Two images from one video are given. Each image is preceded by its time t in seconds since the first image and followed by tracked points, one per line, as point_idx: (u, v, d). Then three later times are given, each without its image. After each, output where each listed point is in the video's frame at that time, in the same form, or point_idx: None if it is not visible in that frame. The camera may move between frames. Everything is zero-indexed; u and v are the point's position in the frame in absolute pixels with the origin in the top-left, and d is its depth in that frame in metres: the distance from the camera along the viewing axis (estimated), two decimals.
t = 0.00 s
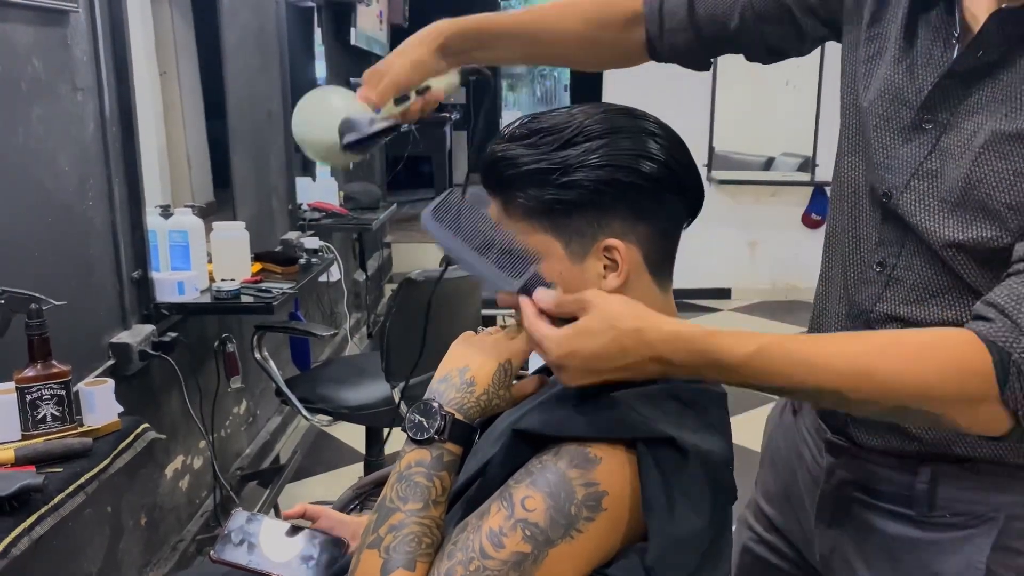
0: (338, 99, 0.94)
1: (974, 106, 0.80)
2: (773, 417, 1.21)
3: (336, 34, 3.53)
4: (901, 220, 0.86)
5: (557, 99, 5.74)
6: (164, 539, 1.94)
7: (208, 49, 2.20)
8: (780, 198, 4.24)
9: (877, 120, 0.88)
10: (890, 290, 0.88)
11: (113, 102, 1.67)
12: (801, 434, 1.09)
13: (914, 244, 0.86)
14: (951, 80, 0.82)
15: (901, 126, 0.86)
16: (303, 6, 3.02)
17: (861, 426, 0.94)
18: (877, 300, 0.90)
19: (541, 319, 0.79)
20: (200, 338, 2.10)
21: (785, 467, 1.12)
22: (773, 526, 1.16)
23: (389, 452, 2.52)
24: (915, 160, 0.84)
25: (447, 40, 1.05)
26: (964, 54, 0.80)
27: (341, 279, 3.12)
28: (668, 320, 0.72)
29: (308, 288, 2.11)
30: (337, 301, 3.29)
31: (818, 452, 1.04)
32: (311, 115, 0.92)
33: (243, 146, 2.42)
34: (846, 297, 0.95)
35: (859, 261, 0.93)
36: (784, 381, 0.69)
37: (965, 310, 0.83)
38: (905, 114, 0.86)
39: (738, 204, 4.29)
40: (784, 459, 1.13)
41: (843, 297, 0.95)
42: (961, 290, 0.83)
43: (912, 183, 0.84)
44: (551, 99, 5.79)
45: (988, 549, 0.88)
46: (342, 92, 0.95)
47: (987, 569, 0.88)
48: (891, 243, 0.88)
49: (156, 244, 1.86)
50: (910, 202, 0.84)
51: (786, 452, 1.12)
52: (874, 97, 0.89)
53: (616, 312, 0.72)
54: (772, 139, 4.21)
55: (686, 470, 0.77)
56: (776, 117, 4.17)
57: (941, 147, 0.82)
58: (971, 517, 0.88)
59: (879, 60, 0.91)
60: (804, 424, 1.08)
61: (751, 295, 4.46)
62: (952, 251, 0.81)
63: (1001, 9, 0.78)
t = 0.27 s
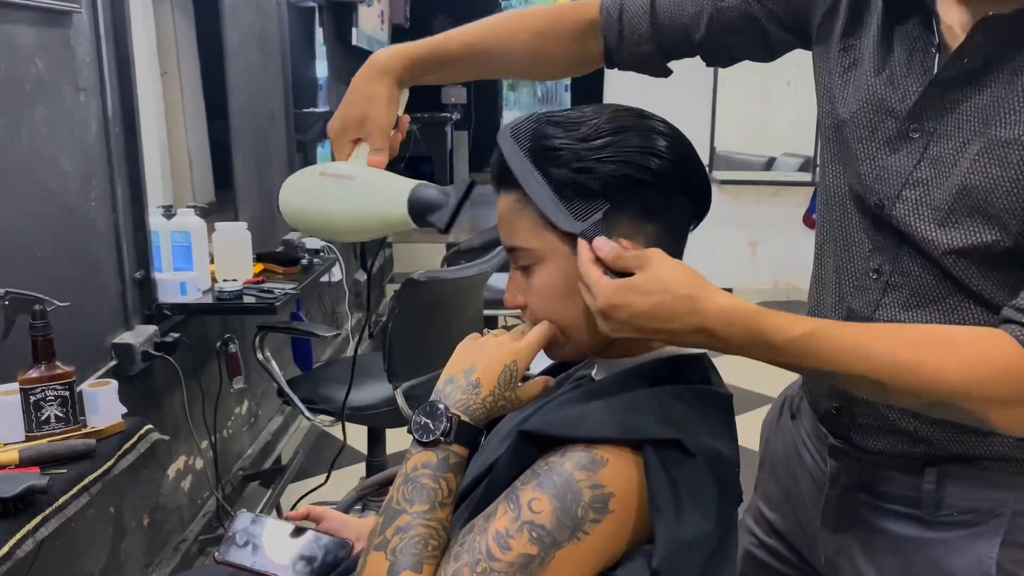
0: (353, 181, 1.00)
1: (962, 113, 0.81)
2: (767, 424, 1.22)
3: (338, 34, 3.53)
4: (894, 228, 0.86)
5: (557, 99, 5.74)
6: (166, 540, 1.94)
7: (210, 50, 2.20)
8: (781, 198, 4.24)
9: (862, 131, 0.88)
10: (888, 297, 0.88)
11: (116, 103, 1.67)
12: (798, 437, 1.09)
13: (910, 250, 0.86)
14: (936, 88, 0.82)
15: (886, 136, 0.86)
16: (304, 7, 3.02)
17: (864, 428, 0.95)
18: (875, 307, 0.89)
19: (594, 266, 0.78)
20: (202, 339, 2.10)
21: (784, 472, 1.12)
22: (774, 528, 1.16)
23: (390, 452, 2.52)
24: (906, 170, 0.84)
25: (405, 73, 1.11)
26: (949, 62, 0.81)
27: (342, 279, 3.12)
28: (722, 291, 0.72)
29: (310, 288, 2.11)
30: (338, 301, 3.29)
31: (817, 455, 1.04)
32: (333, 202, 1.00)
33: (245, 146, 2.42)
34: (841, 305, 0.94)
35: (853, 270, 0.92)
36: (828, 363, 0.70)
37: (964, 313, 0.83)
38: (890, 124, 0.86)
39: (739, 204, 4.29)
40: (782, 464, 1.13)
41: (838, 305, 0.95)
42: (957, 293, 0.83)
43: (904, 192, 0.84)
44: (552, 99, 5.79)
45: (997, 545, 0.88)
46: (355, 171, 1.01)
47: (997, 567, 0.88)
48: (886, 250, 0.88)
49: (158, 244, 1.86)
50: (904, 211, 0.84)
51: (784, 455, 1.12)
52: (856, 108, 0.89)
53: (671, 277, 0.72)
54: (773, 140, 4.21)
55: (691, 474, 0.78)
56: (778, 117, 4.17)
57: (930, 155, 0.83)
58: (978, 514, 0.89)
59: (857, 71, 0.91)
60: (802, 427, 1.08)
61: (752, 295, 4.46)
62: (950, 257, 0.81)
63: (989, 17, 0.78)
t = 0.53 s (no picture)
0: (392, 154, 0.79)
1: (968, 113, 0.81)
2: (757, 416, 1.21)
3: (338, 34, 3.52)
4: (896, 226, 0.86)
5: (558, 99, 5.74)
6: (166, 539, 1.94)
7: (210, 49, 2.20)
8: (782, 198, 4.24)
9: (863, 129, 0.88)
10: (888, 295, 0.88)
11: (116, 103, 1.67)
12: (791, 436, 1.09)
13: (912, 248, 0.86)
14: (943, 87, 0.82)
15: (890, 134, 0.86)
16: (304, 7, 3.02)
17: (861, 426, 0.94)
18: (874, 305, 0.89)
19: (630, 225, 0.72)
20: (202, 339, 2.10)
21: (775, 471, 1.12)
22: (766, 528, 1.15)
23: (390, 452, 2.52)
24: (911, 168, 0.84)
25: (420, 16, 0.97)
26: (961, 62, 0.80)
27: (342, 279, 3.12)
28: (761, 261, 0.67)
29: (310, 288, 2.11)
30: (339, 301, 3.29)
31: (813, 453, 1.04)
32: (349, 161, 0.79)
33: (245, 145, 2.42)
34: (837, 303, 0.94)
35: (850, 267, 0.92)
36: (861, 347, 0.68)
37: (965, 312, 0.83)
38: (894, 122, 0.86)
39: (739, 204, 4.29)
40: (773, 462, 1.13)
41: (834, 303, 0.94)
42: (958, 293, 0.83)
43: (908, 191, 0.84)
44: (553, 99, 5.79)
45: (994, 540, 0.88)
46: (395, 138, 0.80)
47: (993, 562, 0.88)
48: (886, 247, 0.88)
49: (158, 244, 1.86)
50: (908, 209, 0.84)
51: (776, 452, 1.12)
52: (857, 105, 0.89)
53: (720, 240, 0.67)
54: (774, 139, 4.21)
55: (690, 470, 0.77)
56: (778, 117, 4.17)
57: (935, 154, 0.83)
58: (973, 509, 0.89)
59: (858, 68, 0.91)
60: (795, 424, 1.08)
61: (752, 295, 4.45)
62: (954, 256, 0.81)
63: (1006, 18, 0.78)
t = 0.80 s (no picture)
0: (455, 105, 0.75)
1: (986, 110, 0.81)
2: (752, 416, 1.22)
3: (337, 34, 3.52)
4: (908, 222, 0.87)
5: (558, 99, 5.74)
6: (165, 539, 1.94)
7: (210, 48, 2.20)
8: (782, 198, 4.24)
9: (879, 124, 0.88)
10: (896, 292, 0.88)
11: (114, 102, 1.66)
12: (789, 434, 1.08)
13: (923, 244, 0.86)
14: (963, 84, 0.82)
15: (907, 130, 0.87)
16: (304, 6, 3.01)
17: (861, 424, 0.94)
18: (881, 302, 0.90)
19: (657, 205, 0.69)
20: (201, 338, 2.10)
21: (774, 470, 1.12)
22: (764, 527, 1.15)
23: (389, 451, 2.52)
24: (926, 164, 0.84)
25: None
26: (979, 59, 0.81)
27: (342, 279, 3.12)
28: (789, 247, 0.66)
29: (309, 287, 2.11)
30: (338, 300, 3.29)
31: (812, 451, 1.03)
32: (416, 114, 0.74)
33: (244, 145, 2.42)
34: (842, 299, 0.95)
35: (858, 262, 0.92)
36: (881, 337, 0.68)
37: (974, 310, 0.84)
38: (910, 118, 0.86)
39: (739, 204, 4.28)
40: (772, 461, 1.12)
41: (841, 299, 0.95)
42: (969, 290, 0.84)
43: (922, 186, 0.84)
44: (553, 99, 5.78)
45: (992, 539, 0.88)
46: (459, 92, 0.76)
47: (992, 561, 0.88)
48: (897, 244, 0.88)
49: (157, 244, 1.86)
50: (921, 205, 0.84)
51: (774, 451, 1.12)
52: (873, 101, 0.89)
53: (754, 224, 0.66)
54: (774, 139, 4.20)
55: (688, 470, 0.77)
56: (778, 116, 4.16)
57: (950, 150, 0.83)
58: (971, 508, 0.89)
59: (875, 64, 0.91)
60: (793, 423, 1.08)
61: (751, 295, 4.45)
62: (967, 253, 0.82)
63: None
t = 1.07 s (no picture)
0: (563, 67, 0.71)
1: (1005, 109, 0.80)
2: (753, 417, 1.21)
3: (338, 33, 3.52)
4: (920, 220, 0.86)
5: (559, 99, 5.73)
6: (164, 539, 1.93)
7: (209, 47, 2.20)
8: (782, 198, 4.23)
9: (897, 120, 0.88)
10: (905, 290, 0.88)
11: (113, 101, 1.66)
12: (789, 433, 1.08)
13: (934, 243, 0.86)
14: (982, 82, 0.81)
15: (924, 127, 0.86)
16: (304, 6, 3.01)
17: (864, 423, 0.94)
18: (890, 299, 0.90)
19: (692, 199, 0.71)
20: (200, 338, 2.10)
21: (773, 470, 1.11)
22: (763, 527, 1.14)
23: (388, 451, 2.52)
24: (941, 161, 0.84)
25: None
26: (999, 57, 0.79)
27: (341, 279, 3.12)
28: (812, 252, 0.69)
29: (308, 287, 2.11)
30: (337, 300, 3.28)
31: (812, 449, 1.03)
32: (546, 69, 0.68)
33: (244, 144, 2.41)
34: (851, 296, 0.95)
35: (869, 259, 0.92)
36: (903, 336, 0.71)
37: (984, 311, 0.83)
38: (928, 115, 0.86)
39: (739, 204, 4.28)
40: (771, 461, 1.12)
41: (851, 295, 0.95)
42: (981, 290, 0.83)
43: (937, 184, 0.84)
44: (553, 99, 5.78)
45: (993, 541, 0.87)
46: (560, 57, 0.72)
47: (993, 562, 0.86)
48: (908, 242, 0.88)
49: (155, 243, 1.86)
50: (934, 203, 0.84)
51: (774, 451, 1.12)
52: (892, 98, 0.89)
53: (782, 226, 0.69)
54: (774, 139, 4.20)
55: (685, 469, 0.77)
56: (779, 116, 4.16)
57: (967, 148, 0.83)
58: (973, 509, 0.88)
59: (895, 60, 0.91)
60: (794, 421, 1.07)
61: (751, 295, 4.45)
62: (979, 253, 0.81)
63: None
